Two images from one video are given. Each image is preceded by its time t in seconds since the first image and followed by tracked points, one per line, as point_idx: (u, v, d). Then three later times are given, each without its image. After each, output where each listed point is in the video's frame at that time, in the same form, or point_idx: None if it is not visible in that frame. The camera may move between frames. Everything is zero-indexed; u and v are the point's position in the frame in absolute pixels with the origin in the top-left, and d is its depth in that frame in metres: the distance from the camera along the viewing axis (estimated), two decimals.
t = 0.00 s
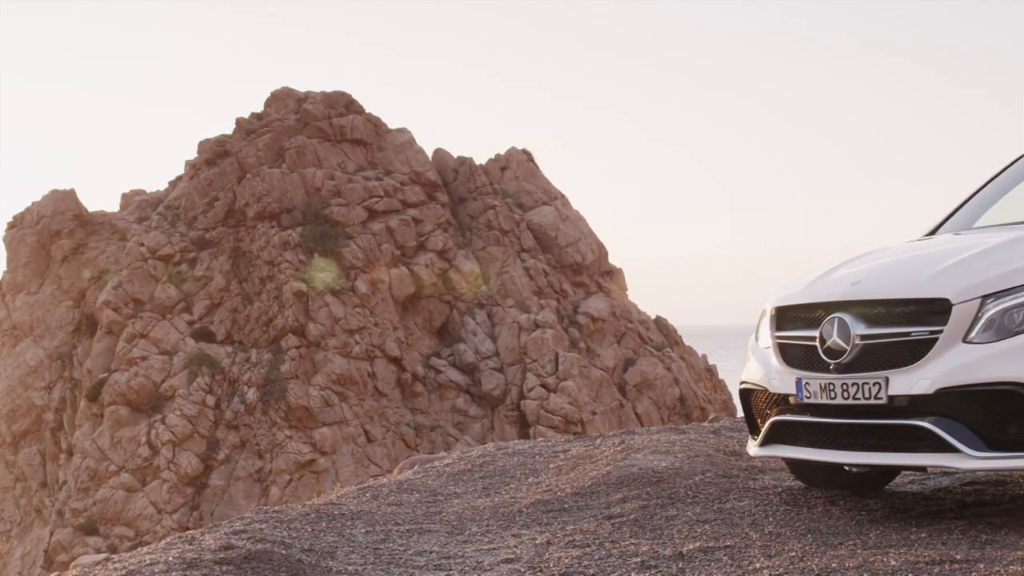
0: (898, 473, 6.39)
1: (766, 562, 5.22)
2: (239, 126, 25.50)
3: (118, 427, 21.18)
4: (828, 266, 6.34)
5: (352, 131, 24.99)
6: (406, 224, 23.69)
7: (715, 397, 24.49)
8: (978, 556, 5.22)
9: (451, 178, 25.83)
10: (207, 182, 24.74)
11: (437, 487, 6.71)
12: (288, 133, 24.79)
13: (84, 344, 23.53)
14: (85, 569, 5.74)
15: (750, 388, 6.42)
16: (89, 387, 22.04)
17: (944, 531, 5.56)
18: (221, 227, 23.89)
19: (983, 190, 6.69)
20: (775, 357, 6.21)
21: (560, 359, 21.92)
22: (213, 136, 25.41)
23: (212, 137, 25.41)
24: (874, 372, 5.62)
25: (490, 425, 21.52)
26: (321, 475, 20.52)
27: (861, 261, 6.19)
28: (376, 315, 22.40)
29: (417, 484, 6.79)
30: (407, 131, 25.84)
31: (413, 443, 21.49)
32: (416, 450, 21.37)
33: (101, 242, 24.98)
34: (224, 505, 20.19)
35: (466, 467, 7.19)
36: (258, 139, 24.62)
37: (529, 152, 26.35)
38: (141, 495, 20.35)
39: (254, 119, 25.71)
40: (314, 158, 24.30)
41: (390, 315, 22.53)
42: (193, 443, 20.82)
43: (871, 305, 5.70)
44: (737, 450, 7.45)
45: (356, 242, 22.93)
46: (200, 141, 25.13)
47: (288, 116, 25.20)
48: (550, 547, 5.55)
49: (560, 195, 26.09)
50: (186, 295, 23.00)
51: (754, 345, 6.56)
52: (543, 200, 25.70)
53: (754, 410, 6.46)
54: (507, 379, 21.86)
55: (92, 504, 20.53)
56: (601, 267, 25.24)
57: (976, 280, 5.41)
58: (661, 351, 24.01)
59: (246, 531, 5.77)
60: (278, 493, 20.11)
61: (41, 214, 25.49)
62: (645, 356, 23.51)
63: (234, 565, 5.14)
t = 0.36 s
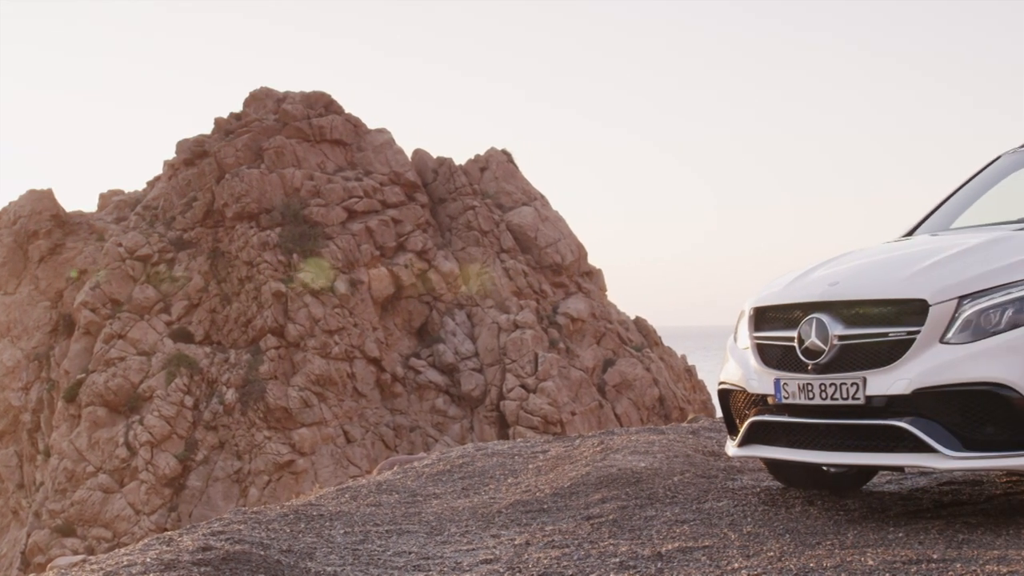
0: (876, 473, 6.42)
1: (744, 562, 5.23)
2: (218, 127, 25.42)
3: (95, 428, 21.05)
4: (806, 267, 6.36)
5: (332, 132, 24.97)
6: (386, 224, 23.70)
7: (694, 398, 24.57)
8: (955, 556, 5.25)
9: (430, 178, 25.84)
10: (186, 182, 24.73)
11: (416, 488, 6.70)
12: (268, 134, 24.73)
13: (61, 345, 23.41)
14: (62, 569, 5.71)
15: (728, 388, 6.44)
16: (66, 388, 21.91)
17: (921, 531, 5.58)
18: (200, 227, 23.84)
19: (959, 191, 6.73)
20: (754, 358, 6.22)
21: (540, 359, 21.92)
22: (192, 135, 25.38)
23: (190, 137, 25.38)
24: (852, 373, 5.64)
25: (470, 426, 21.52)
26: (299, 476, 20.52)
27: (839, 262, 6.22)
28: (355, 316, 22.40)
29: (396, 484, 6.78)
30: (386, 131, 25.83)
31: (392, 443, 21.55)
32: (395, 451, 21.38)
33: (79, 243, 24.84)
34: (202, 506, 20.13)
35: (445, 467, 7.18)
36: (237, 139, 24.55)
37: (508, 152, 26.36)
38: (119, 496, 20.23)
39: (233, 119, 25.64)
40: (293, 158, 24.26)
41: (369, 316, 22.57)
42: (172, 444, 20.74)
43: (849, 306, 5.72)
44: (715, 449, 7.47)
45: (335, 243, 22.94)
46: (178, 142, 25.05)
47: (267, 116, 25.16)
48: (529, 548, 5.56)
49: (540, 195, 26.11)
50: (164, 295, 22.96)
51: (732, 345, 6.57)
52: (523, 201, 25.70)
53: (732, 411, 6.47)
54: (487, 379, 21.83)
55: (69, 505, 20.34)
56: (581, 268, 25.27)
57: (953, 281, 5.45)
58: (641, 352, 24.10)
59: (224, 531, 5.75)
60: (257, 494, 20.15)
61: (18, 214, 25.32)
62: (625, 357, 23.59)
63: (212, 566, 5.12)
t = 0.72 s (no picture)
0: (853, 474, 6.44)
1: (722, 562, 5.24)
2: (196, 127, 25.37)
3: (72, 429, 21.01)
4: (783, 268, 6.37)
5: (311, 132, 24.94)
6: (365, 224, 23.69)
7: (673, 398, 24.62)
8: (932, 556, 5.27)
9: (409, 178, 25.83)
10: (164, 183, 24.64)
11: (394, 489, 6.70)
12: (247, 134, 24.71)
13: (38, 346, 23.31)
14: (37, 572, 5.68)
15: (707, 389, 6.45)
16: (43, 389, 21.82)
17: (898, 530, 5.60)
18: (178, 227, 23.78)
19: (935, 193, 6.76)
20: (732, 358, 6.23)
21: (519, 360, 21.92)
22: (170, 135, 25.30)
23: (169, 137, 25.30)
24: (830, 373, 5.65)
25: (449, 427, 21.51)
26: (279, 477, 20.46)
27: (816, 263, 6.23)
28: (334, 316, 22.41)
29: (375, 485, 6.77)
30: (365, 131, 25.82)
31: (371, 444, 21.52)
32: (374, 452, 21.37)
33: (56, 243, 24.72)
34: (180, 507, 20.05)
35: (424, 468, 7.17)
36: (215, 139, 24.50)
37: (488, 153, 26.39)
38: (96, 497, 20.17)
39: (212, 119, 25.59)
40: (272, 158, 24.22)
41: (348, 316, 22.56)
42: (149, 445, 20.66)
43: (827, 307, 5.75)
44: (694, 450, 7.48)
45: (315, 243, 22.92)
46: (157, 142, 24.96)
47: (246, 116, 25.12)
48: (507, 548, 5.55)
49: (519, 196, 26.13)
50: (142, 296, 22.91)
51: (711, 346, 6.58)
52: (502, 202, 25.72)
53: (711, 411, 6.48)
54: (466, 380, 21.83)
55: (46, 507, 20.29)
56: (561, 268, 25.28)
57: (930, 282, 5.49)
58: (620, 353, 24.14)
59: (202, 533, 5.73)
60: (235, 495, 20.06)
61: None
62: (604, 357, 23.61)
63: (190, 568, 5.10)
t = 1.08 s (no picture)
0: (832, 474, 6.46)
1: (700, 562, 5.25)
2: (175, 126, 25.32)
3: (50, 430, 20.96)
4: (762, 269, 6.38)
5: (290, 132, 24.91)
6: (344, 224, 23.68)
7: (653, 399, 24.65)
8: (909, 555, 5.29)
9: (389, 178, 25.80)
10: (142, 183, 24.58)
11: (373, 489, 6.69)
12: (225, 134, 24.69)
13: (14, 347, 23.23)
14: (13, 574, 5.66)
15: (686, 389, 6.45)
16: (20, 390, 21.77)
17: (876, 530, 5.62)
18: (156, 228, 23.74)
19: (912, 194, 6.80)
20: (710, 359, 6.24)
21: (498, 360, 21.90)
22: (149, 135, 25.23)
23: (147, 137, 25.23)
24: (808, 373, 5.67)
25: (428, 427, 21.50)
26: (257, 478, 20.46)
27: (795, 264, 6.24)
28: (313, 317, 22.46)
29: (354, 486, 6.75)
30: (345, 132, 25.74)
31: (350, 445, 21.51)
32: (353, 452, 21.37)
33: (34, 243, 24.58)
34: (158, 508, 20.01)
35: (403, 469, 7.16)
36: (194, 139, 24.48)
37: (467, 153, 26.35)
38: (74, 498, 20.14)
39: (191, 119, 25.55)
40: (250, 158, 24.20)
41: (327, 316, 22.56)
42: (127, 446, 20.63)
43: (805, 307, 5.76)
44: (674, 451, 7.49)
45: (294, 243, 22.92)
46: (135, 142, 24.89)
47: (224, 116, 25.08)
48: (486, 549, 5.55)
49: (499, 196, 26.14)
50: (120, 297, 22.90)
51: (690, 346, 6.58)
52: (482, 202, 25.70)
53: (690, 412, 6.49)
54: (445, 381, 21.81)
55: (23, 509, 20.24)
56: (541, 269, 25.28)
57: (909, 282, 5.51)
58: (599, 353, 24.15)
59: (180, 534, 5.72)
60: (213, 496, 20.04)
61: None
62: (583, 358, 23.60)
63: (167, 569, 5.08)
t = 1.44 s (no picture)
0: (809, 474, 6.48)
1: (679, 562, 5.26)
2: (153, 126, 25.25)
3: (26, 431, 20.87)
4: (739, 270, 6.39)
5: (268, 132, 24.87)
6: (323, 225, 23.70)
7: (631, 399, 24.73)
8: (886, 555, 5.31)
9: (368, 179, 25.78)
10: (120, 182, 24.52)
11: (352, 490, 6.68)
12: (203, 134, 24.62)
13: None
14: None
15: (664, 389, 6.46)
16: None
17: (853, 530, 5.64)
18: (134, 228, 23.70)
19: (889, 195, 6.85)
20: (689, 359, 6.25)
21: (477, 361, 21.92)
22: (126, 135, 25.15)
23: (125, 137, 25.15)
24: (786, 374, 5.67)
25: (407, 428, 21.51)
26: (236, 478, 20.44)
27: (772, 265, 6.26)
28: (292, 317, 22.52)
29: (332, 487, 6.74)
30: (323, 132, 25.73)
31: (329, 445, 21.52)
32: (332, 453, 21.37)
33: (10, 243, 24.37)
34: (136, 509, 19.93)
35: (382, 470, 7.15)
36: (172, 139, 24.45)
37: (446, 154, 26.34)
38: (50, 500, 20.05)
39: (168, 119, 25.47)
40: (229, 158, 24.19)
41: (305, 317, 22.64)
42: (105, 447, 20.53)
43: (783, 308, 5.77)
44: (652, 451, 7.50)
45: (272, 244, 22.95)
46: (112, 141, 24.82)
47: (203, 116, 25.02)
48: (465, 550, 5.55)
49: (478, 198, 26.17)
50: (97, 297, 22.82)
51: (668, 347, 6.59)
52: (461, 203, 25.69)
53: (668, 412, 6.49)
54: (425, 382, 21.83)
55: None
56: (520, 269, 25.30)
57: (886, 283, 5.53)
58: (578, 353, 24.19)
59: (158, 535, 5.69)
60: (192, 497, 20.00)
61: None
62: (562, 358, 23.62)
63: (144, 571, 5.05)
